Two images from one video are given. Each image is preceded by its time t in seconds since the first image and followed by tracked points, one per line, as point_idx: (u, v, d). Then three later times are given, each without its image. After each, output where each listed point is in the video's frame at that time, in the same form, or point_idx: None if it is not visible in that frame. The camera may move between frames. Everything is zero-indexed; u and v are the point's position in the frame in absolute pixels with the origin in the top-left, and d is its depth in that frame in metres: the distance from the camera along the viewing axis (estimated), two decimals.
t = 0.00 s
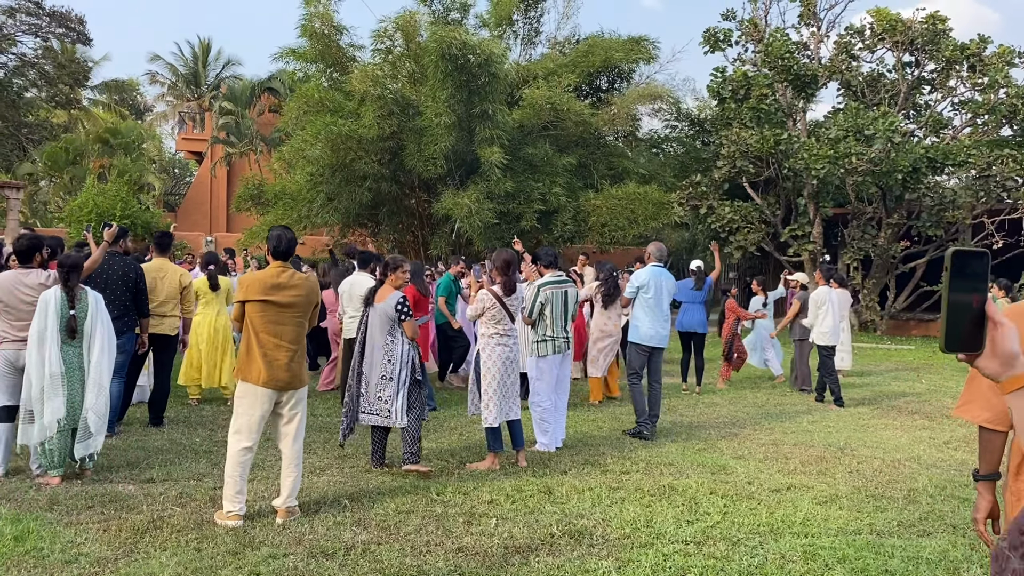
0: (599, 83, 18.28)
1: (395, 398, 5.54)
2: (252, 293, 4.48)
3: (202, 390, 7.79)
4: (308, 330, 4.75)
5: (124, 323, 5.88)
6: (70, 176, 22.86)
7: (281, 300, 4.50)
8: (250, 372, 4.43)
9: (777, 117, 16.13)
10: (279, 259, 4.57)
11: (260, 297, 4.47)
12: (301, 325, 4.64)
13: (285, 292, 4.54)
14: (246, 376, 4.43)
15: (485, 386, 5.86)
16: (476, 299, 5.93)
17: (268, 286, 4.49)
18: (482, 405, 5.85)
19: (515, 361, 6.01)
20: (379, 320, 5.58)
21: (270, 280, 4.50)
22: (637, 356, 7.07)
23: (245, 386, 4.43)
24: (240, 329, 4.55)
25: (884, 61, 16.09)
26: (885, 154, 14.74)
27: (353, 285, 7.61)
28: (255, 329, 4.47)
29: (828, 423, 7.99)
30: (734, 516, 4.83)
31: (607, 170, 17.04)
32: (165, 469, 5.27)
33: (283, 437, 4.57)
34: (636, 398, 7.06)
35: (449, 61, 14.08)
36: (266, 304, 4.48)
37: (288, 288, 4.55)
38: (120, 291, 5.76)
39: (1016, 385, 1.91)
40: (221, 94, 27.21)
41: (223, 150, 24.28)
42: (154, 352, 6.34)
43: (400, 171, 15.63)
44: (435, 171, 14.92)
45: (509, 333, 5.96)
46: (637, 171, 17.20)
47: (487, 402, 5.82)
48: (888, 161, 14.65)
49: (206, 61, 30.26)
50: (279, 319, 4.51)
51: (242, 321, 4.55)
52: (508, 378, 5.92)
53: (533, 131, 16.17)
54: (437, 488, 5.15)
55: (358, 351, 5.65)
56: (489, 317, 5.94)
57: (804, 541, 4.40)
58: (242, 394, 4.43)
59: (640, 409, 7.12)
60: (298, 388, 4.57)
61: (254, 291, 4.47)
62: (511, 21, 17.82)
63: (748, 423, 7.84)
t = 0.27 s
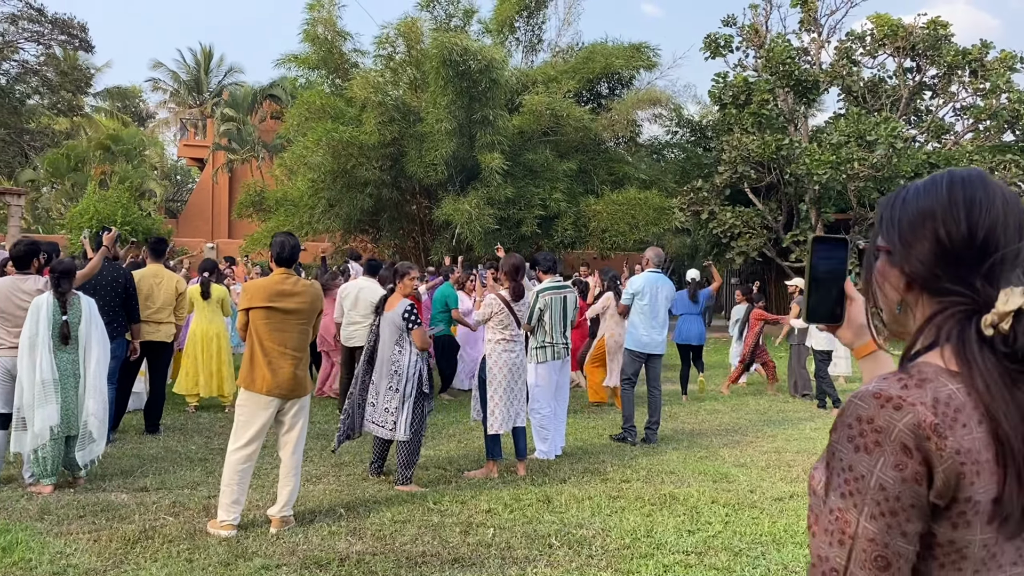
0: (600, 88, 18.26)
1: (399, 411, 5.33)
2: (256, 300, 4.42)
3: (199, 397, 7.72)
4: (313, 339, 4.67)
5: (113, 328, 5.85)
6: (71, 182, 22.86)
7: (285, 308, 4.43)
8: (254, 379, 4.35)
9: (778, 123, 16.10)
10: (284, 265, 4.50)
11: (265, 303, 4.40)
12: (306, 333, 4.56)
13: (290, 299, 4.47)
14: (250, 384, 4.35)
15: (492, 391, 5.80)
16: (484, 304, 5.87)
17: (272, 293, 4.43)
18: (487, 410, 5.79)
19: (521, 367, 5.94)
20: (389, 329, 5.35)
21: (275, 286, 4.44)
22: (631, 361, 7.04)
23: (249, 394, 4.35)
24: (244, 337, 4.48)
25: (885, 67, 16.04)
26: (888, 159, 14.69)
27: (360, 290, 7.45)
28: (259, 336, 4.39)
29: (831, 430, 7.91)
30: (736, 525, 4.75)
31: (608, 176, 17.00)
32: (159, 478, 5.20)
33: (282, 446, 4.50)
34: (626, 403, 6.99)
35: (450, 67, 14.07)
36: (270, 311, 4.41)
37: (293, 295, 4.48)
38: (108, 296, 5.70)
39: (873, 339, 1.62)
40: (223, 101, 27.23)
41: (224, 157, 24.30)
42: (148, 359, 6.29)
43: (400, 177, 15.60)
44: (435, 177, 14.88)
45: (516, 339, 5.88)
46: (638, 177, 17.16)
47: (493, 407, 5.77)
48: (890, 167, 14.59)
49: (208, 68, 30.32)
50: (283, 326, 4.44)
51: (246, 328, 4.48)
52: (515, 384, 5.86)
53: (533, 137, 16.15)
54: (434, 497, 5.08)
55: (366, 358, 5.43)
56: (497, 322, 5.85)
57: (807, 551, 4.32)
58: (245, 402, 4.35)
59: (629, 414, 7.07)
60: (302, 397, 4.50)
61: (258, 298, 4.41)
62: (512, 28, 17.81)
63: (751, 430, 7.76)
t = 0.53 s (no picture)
0: (605, 95, 18.18)
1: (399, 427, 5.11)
2: (255, 310, 4.33)
3: (198, 407, 7.63)
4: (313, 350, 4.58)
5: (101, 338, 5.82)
6: (76, 192, 22.88)
7: (285, 318, 4.34)
8: (252, 392, 4.25)
9: (785, 129, 15.97)
10: (283, 274, 4.41)
11: (263, 313, 4.31)
12: (306, 344, 4.46)
13: (290, 309, 4.37)
14: (249, 396, 4.26)
15: (501, 402, 5.68)
16: (494, 311, 5.73)
17: (272, 302, 4.34)
18: (498, 422, 5.67)
19: (530, 376, 5.83)
20: (396, 342, 5.22)
21: (273, 296, 4.35)
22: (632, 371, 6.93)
23: (247, 406, 4.25)
24: (242, 348, 4.38)
25: (892, 72, 15.92)
26: (895, 165, 14.56)
27: (364, 299, 7.21)
28: (258, 347, 4.30)
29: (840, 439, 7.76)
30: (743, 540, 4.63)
31: (613, 183, 16.90)
32: (154, 491, 5.11)
33: (280, 458, 4.40)
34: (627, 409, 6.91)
35: (454, 74, 14.02)
36: (269, 322, 4.32)
37: (293, 305, 4.39)
38: (96, 307, 5.63)
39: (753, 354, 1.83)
40: (228, 111, 27.28)
41: (229, 166, 24.31)
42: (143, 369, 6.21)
43: (404, 185, 15.54)
44: (439, 184, 14.81)
45: (525, 348, 5.77)
46: (643, 184, 17.06)
47: (506, 420, 5.65)
48: (897, 172, 14.46)
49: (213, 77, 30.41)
50: (282, 337, 4.34)
51: (244, 339, 4.39)
52: (526, 395, 5.75)
53: (538, 144, 16.07)
54: (433, 510, 4.98)
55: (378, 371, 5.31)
56: (508, 330, 5.70)
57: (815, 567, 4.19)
58: (243, 414, 4.25)
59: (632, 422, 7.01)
60: (299, 409, 4.40)
61: (257, 308, 4.32)
62: (517, 36, 17.75)
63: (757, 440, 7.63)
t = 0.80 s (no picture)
0: (613, 105, 18.10)
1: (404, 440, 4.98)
2: (258, 322, 4.25)
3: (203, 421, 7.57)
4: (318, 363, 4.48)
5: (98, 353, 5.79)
6: (86, 207, 22.95)
7: (288, 330, 4.26)
8: (255, 406, 4.16)
9: (795, 137, 15.84)
10: (288, 285, 4.34)
11: (266, 325, 4.23)
12: (311, 356, 4.37)
13: (293, 321, 4.29)
14: (252, 410, 4.16)
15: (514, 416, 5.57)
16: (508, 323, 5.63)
17: (275, 314, 4.26)
18: (511, 436, 5.55)
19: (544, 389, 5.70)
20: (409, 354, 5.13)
21: (277, 308, 4.28)
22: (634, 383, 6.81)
23: (250, 420, 4.16)
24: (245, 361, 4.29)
25: (903, 79, 15.79)
26: (907, 172, 14.42)
27: (369, 311, 6.99)
28: (261, 360, 4.21)
29: (856, 451, 7.61)
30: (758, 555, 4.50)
31: (622, 194, 16.80)
32: (156, 508, 5.03)
33: (284, 474, 4.29)
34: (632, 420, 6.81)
35: (461, 85, 13.99)
36: (272, 334, 4.23)
37: (297, 317, 4.31)
38: (94, 321, 5.58)
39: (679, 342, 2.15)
40: (236, 125, 27.40)
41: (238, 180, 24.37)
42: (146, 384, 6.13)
43: (413, 197, 15.50)
44: (447, 196, 14.76)
45: (538, 361, 5.64)
46: (653, 194, 16.95)
47: (519, 434, 5.54)
48: (910, 179, 14.31)
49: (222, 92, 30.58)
50: (286, 350, 4.26)
51: (247, 352, 4.30)
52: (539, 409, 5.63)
53: (546, 154, 16.00)
54: (440, 526, 4.86)
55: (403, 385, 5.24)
56: (521, 342, 5.59)
57: None
58: (246, 429, 4.16)
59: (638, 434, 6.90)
60: (304, 423, 4.29)
61: (260, 320, 4.24)
62: (525, 47, 17.72)
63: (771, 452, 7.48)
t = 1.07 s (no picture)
0: (619, 120, 18.07)
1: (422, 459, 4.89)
2: (263, 343, 4.17)
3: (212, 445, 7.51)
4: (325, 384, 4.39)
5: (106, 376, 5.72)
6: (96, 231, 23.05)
7: (294, 351, 4.18)
8: (261, 430, 4.08)
9: (804, 149, 15.74)
10: (294, 305, 4.27)
11: (272, 346, 4.15)
12: (317, 378, 4.29)
13: (299, 342, 4.21)
14: (258, 433, 4.08)
15: (530, 436, 5.47)
16: (524, 340, 5.52)
17: (280, 335, 4.18)
18: (526, 457, 5.48)
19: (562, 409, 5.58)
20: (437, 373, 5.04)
21: (283, 328, 4.19)
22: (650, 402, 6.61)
23: (257, 444, 4.08)
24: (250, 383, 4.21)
25: (911, 89, 15.72)
26: (918, 182, 14.30)
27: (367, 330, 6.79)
28: (266, 382, 4.13)
29: (875, 465, 7.45)
30: None
31: (630, 209, 16.73)
32: (163, 536, 4.94)
33: (292, 500, 4.20)
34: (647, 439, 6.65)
35: (468, 102, 14.00)
36: (278, 355, 4.15)
37: (304, 337, 4.23)
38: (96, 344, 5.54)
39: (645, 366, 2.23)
40: (244, 146, 27.53)
41: (246, 201, 24.44)
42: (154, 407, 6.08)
43: (421, 215, 15.47)
44: (456, 213, 14.73)
45: (555, 379, 5.52)
46: (661, 209, 16.89)
47: (534, 455, 5.44)
48: (921, 189, 14.19)
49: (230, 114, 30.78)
50: (292, 371, 4.17)
51: (252, 374, 4.22)
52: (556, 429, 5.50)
53: (553, 170, 15.98)
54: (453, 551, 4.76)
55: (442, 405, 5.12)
56: (538, 360, 5.49)
57: None
58: (253, 453, 4.08)
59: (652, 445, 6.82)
60: (312, 446, 4.20)
61: (265, 341, 4.16)
62: (532, 64, 17.74)
63: (790, 468, 7.33)
